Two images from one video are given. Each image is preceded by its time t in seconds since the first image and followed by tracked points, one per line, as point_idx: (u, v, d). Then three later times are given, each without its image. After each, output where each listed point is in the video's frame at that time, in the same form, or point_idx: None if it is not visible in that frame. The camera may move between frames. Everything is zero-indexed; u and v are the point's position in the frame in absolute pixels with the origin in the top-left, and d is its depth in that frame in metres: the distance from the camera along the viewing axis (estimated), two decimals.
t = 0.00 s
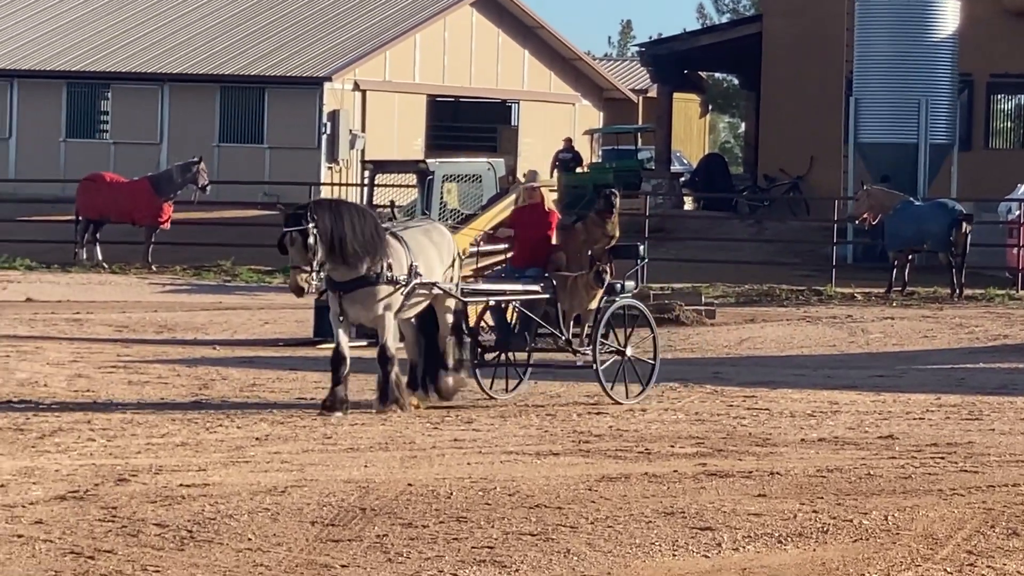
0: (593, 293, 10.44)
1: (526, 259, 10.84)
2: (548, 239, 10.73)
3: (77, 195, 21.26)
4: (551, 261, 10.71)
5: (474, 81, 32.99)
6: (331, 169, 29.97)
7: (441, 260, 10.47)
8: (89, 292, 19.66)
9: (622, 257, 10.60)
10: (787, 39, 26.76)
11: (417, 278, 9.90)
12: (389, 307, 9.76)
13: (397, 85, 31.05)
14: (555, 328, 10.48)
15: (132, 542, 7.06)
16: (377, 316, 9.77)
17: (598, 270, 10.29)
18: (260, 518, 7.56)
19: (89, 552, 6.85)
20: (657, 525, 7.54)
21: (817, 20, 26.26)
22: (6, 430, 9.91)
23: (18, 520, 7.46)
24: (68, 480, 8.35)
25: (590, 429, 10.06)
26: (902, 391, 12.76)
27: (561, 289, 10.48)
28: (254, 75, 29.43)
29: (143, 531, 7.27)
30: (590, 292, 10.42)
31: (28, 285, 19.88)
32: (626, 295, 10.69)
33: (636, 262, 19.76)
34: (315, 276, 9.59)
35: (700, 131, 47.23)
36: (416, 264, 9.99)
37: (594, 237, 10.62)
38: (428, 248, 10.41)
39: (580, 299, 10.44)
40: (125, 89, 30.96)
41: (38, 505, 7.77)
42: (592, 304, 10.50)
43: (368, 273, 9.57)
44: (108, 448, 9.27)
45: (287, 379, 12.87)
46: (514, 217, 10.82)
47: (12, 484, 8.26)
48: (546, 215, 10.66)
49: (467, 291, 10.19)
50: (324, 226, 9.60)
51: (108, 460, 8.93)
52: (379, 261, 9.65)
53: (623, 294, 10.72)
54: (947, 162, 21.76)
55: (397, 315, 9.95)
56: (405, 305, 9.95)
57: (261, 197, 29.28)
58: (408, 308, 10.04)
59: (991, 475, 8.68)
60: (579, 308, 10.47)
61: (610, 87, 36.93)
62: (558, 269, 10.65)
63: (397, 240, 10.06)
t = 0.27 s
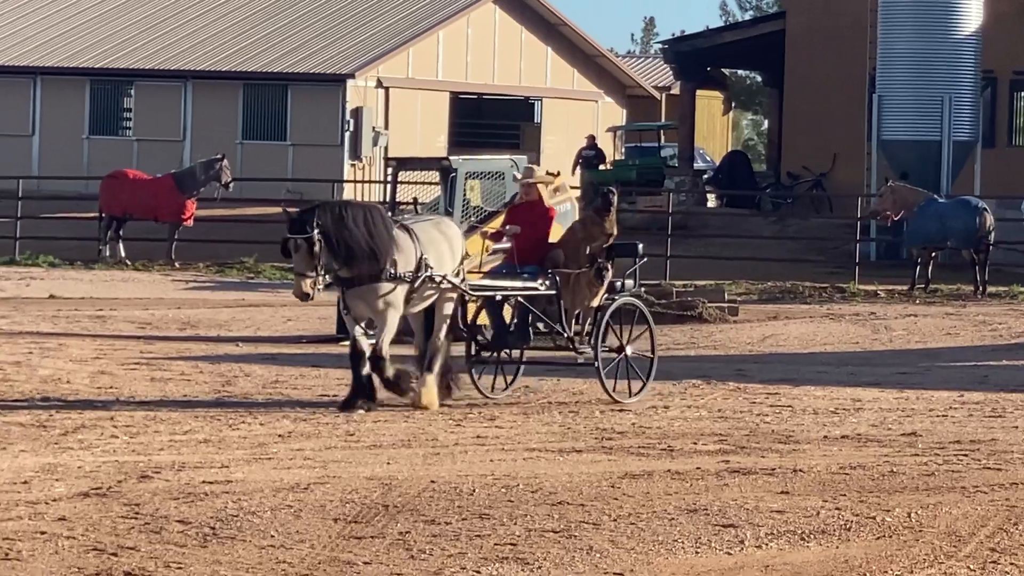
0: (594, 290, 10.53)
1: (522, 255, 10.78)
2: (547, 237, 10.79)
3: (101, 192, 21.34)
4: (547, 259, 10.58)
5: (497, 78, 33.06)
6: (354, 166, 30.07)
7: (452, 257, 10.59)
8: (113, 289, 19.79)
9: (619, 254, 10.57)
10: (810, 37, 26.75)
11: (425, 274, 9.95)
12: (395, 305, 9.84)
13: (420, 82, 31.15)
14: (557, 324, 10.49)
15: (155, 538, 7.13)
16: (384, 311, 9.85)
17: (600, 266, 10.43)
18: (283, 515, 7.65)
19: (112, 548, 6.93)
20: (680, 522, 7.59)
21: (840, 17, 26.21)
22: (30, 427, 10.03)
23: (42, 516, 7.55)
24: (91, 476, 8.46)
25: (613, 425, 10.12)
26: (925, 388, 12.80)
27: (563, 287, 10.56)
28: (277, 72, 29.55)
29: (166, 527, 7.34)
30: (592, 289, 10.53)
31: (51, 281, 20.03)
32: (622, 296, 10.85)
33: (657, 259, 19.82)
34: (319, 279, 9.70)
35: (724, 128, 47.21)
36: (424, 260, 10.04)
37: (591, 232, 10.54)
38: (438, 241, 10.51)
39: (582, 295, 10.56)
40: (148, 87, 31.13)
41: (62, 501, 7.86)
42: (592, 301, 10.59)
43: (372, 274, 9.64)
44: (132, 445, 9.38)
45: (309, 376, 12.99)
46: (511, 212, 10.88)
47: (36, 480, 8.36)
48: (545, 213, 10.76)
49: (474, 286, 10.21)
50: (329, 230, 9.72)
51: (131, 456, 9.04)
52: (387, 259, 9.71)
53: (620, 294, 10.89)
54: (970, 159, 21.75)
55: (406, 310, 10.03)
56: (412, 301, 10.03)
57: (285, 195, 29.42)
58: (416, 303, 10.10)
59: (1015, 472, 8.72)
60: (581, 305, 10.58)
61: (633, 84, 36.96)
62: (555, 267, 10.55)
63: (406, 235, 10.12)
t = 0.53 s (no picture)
0: (594, 288, 10.60)
1: (520, 254, 10.89)
2: (546, 236, 10.86)
3: (123, 189, 21.54)
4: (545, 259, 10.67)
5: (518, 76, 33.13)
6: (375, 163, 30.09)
7: (462, 254, 10.39)
8: (135, 286, 19.89)
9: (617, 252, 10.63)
10: (832, 35, 26.76)
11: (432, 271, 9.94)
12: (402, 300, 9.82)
13: (442, 80, 31.24)
14: (558, 324, 10.55)
15: (178, 535, 7.20)
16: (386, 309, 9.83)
17: (599, 265, 10.50)
18: (305, 512, 7.73)
19: (133, 546, 6.99)
20: (702, 520, 7.64)
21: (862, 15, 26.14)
22: (53, 424, 10.14)
23: (64, 513, 7.63)
24: (115, 473, 8.56)
25: (635, 423, 10.18)
26: (948, 385, 12.90)
27: (564, 285, 10.62)
28: (299, 70, 29.65)
29: (188, 524, 7.42)
30: (592, 289, 10.60)
31: (74, 279, 20.11)
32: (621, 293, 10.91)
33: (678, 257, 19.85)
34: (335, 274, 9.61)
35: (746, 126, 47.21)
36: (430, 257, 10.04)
37: (588, 232, 10.60)
38: (444, 240, 10.35)
39: (582, 294, 10.61)
40: (170, 85, 31.29)
41: (85, 499, 7.95)
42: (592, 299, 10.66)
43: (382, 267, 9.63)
44: (154, 443, 9.47)
45: (332, 374, 13.11)
46: (510, 211, 10.93)
47: (61, 477, 8.44)
48: (544, 211, 10.81)
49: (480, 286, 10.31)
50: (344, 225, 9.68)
51: (154, 453, 9.14)
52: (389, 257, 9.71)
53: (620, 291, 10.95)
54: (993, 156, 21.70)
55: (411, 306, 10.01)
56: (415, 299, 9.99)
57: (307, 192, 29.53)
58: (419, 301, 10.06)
59: None
60: (582, 302, 10.65)
61: (655, 83, 36.96)
62: (553, 265, 10.65)
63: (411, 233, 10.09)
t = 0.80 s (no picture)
0: (593, 287, 10.61)
1: (518, 254, 10.90)
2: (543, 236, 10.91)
3: (146, 188, 21.64)
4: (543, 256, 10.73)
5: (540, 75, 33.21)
6: (396, 162, 30.13)
7: (469, 253, 10.35)
8: (158, 284, 20.06)
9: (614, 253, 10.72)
10: (851, 33, 26.69)
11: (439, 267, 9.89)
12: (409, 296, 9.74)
13: (462, 79, 31.36)
14: (557, 323, 10.53)
15: (201, 532, 7.28)
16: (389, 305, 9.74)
17: (597, 264, 10.55)
18: (327, 509, 7.84)
19: (159, 541, 7.09)
20: (722, 517, 7.72)
21: (881, 12, 26.06)
22: (75, 421, 10.30)
23: (87, 510, 7.72)
24: (136, 471, 8.65)
25: (655, 421, 10.27)
26: (966, 382, 12.99)
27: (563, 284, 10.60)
28: (321, 71, 29.80)
29: (211, 521, 7.52)
30: (591, 288, 10.60)
31: (98, 277, 20.27)
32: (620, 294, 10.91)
33: (698, 254, 19.96)
34: (351, 262, 9.49)
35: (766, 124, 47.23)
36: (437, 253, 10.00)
37: (586, 232, 10.73)
38: (452, 238, 10.32)
39: (581, 293, 10.61)
40: (196, 83, 31.48)
41: (109, 494, 8.07)
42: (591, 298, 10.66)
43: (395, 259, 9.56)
44: (177, 440, 9.60)
45: (353, 372, 13.28)
46: (507, 210, 10.88)
47: (82, 475, 8.55)
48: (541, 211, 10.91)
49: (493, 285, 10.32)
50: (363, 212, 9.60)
51: (175, 451, 9.26)
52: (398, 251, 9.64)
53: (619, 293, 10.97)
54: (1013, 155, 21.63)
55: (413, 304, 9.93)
56: (418, 297, 9.92)
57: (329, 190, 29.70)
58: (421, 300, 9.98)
59: None
60: (581, 302, 10.63)
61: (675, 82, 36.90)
62: (551, 264, 10.68)
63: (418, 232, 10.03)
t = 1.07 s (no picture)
0: (588, 288, 11.10)
1: (515, 254, 11.50)
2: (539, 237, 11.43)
3: (184, 191, 22.85)
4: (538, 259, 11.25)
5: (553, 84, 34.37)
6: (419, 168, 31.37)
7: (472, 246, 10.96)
8: (194, 282, 21.26)
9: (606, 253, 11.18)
10: (847, 45, 27.82)
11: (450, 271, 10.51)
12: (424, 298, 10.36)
13: (481, 91, 32.54)
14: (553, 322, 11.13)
15: (235, 516, 8.10)
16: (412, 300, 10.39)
17: (589, 266, 11.02)
18: (354, 495, 8.75)
19: (197, 524, 7.84)
20: (726, 502, 8.83)
21: (879, 26, 27.23)
22: (120, 412, 11.38)
23: (129, 496, 8.54)
24: (176, 459, 9.63)
25: (663, 411, 11.42)
26: (956, 375, 14.12)
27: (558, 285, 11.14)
28: (347, 82, 30.96)
29: (245, 506, 8.37)
30: (584, 288, 11.11)
31: (138, 277, 21.47)
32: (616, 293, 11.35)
33: (704, 255, 21.10)
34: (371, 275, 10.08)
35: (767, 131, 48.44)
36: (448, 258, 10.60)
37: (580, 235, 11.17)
38: (451, 238, 10.92)
39: (575, 293, 11.11)
40: (228, 95, 32.70)
41: (150, 480, 8.96)
42: (586, 298, 11.15)
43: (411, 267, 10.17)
44: (214, 429, 10.68)
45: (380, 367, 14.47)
46: (504, 213, 11.53)
47: (126, 462, 9.50)
48: (536, 213, 11.41)
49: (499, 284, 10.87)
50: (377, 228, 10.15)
51: (214, 440, 10.30)
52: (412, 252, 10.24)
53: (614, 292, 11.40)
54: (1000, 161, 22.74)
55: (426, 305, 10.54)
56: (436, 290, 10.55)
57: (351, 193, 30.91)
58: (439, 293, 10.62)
59: None
60: (575, 302, 11.14)
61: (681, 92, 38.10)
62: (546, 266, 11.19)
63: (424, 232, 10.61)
